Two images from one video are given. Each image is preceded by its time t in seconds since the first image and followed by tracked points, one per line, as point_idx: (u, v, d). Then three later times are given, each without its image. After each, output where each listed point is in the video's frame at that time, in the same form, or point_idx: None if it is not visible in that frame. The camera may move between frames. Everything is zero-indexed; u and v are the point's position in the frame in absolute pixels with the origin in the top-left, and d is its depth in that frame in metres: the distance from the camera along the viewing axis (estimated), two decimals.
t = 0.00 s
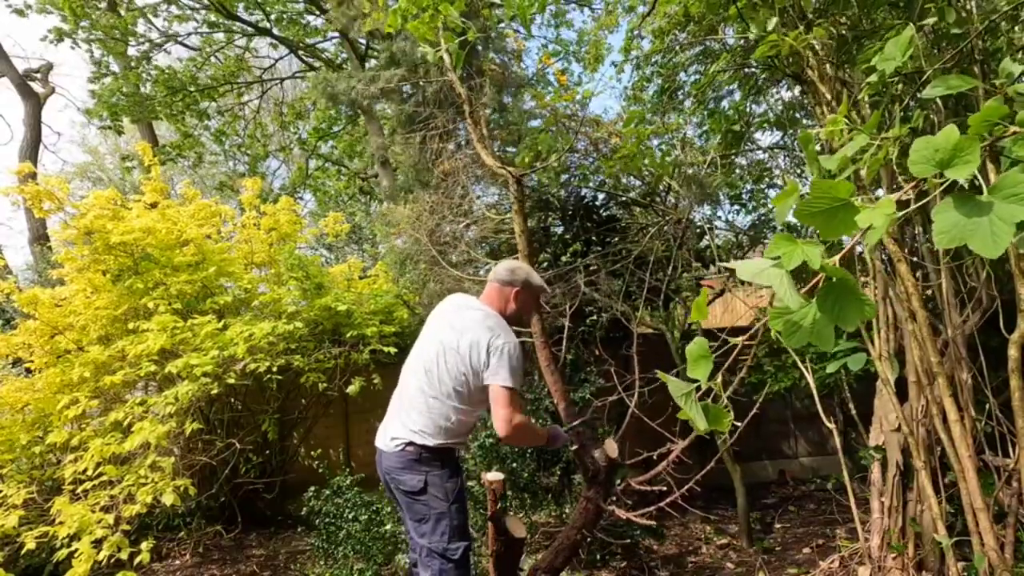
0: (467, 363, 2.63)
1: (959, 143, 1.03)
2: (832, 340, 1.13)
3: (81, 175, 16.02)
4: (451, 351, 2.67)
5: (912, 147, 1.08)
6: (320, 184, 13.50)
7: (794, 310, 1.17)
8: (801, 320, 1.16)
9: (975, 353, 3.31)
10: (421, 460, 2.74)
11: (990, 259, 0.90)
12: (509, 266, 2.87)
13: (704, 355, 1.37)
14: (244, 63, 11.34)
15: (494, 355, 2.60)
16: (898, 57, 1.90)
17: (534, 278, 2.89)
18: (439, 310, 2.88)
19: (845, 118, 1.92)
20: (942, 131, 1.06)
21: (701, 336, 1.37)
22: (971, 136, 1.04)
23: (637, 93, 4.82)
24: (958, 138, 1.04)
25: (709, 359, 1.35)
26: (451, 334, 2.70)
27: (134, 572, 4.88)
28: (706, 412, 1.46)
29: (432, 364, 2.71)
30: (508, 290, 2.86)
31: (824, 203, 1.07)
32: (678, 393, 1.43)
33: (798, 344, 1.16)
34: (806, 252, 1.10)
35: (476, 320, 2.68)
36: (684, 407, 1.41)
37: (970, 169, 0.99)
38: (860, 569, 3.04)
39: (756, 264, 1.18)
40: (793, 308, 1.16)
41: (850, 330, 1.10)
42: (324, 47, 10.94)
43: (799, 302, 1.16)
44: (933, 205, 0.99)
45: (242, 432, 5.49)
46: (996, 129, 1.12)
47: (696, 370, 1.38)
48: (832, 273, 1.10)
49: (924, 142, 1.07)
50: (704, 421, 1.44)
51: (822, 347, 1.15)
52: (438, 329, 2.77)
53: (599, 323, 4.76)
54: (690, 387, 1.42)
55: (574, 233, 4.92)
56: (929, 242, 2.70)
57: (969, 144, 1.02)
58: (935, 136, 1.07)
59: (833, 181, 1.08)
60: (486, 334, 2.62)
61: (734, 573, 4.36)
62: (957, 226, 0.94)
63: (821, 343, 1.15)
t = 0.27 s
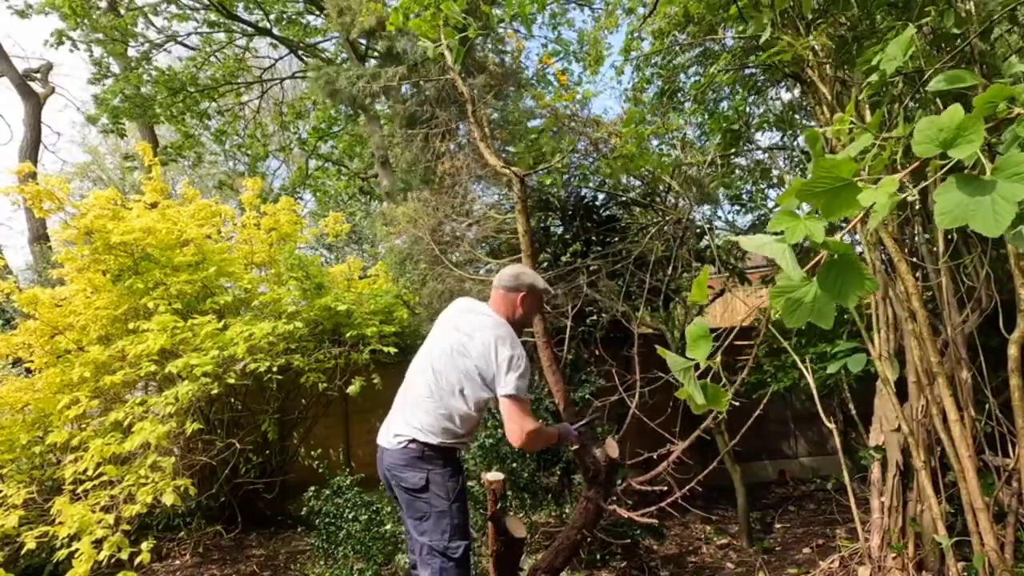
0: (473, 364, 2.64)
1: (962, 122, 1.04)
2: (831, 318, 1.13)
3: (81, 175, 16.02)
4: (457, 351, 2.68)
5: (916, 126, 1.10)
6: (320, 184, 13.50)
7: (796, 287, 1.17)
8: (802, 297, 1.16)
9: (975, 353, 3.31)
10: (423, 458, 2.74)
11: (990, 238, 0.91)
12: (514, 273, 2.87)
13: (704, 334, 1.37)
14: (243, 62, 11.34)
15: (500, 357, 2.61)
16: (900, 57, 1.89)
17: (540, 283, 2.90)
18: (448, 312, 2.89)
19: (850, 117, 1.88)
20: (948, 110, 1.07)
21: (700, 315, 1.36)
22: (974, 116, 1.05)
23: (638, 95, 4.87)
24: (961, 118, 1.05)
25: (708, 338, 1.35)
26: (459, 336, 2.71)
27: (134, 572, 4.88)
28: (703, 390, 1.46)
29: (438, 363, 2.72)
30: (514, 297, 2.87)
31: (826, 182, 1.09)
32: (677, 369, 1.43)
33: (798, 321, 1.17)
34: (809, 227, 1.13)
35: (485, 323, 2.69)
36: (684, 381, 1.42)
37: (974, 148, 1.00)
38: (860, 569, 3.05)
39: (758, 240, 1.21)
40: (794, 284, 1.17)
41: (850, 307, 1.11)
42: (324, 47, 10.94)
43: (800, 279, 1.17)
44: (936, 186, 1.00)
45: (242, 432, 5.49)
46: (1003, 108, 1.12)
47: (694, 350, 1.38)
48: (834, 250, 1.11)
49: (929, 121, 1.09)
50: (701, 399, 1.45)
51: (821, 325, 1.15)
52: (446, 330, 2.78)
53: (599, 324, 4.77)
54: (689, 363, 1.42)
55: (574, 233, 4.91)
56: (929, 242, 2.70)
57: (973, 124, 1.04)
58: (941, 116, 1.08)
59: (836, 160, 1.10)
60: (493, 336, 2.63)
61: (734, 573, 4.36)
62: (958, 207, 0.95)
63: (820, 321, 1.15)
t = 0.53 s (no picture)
0: (472, 363, 2.64)
1: (968, 106, 1.06)
2: (832, 302, 1.14)
3: (81, 175, 16.03)
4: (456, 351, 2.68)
5: (922, 111, 1.12)
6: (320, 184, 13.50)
7: (797, 271, 1.18)
8: (804, 281, 1.17)
9: (975, 353, 3.31)
10: (423, 458, 2.74)
11: (994, 221, 0.93)
12: (511, 265, 2.88)
13: (706, 319, 1.38)
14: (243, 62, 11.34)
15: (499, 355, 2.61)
16: (901, 57, 1.89)
17: (535, 276, 2.91)
18: (443, 310, 2.88)
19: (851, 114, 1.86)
20: (954, 96, 1.09)
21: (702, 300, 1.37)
22: (981, 99, 1.07)
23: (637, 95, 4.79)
24: (968, 102, 1.07)
25: (708, 323, 1.37)
26: (456, 334, 2.70)
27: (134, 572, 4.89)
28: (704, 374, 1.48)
29: (437, 363, 2.71)
30: (512, 288, 2.87)
31: (829, 167, 1.10)
32: (677, 351, 1.44)
33: (798, 305, 1.17)
34: (812, 209, 1.14)
35: (481, 321, 2.69)
36: (684, 364, 1.44)
37: (978, 133, 1.02)
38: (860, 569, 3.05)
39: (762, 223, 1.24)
40: (795, 268, 1.17)
41: (851, 291, 1.12)
42: (324, 47, 10.94)
43: (801, 262, 1.18)
44: (941, 170, 1.02)
45: (242, 432, 5.49)
46: (1008, 92, 1.13)
47: (694, 335, 1.40)
48: (836, 233, 1.11)
49: (935, 105, 1.10)
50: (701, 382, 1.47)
51: (822, 309, 1.16)
52: (443, 329, 2.77)
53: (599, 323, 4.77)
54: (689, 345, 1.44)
55: (574, 233, 4.90)
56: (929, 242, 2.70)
57: (978, 108, 1.05)
58: (947, 101, 1.10)
59: (840, 146, 1.11)
60: (492, 335, 2.63)
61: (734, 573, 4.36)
62: (962, 191, 0.97)
63: (821, 306, 1.16)
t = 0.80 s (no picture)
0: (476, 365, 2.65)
1: (968, 104, 1.05)
2: (834, 300, 1.15)
3: (80, 175, 15.98)
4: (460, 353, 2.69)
5: (922, 109, 1.10)
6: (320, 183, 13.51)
7: (799, 269, 1.18)
8: (806, 278, 1.17)
9: (975, 353, 3.31)
10: (425, 460, 2.74)
11: (996, 220, 0.93)
12: (507, 270, 2.88)
13: (707, 318, 1.38)
14: (243, 62, 11.34)
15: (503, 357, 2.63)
16: (901, 55, 1.89)
17: (533, 278, 2.92)
18: (446, 313, 2.89)
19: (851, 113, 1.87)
20: (954, 92, 1.07)
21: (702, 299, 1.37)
22: (981, 96, 1.05)
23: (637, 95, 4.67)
24: (968, 99, 1.06)
25: (709, 323, 1.37)
26: (460, 337, 2.71)
27: (134, 572, 4.89)
28: (705, 374, 1.48)
29: (440, 365, 2.72)
30: (513, 293, 2.86)
31: (830, 166, 1.09)
32: (677, 351, 1.44)
33: (800, 305, 1.17)
34: (815, 207, 1.12)
35: (486, 324, 2.71)
36: (684, 364, 1.43)
37: (978, 131, 1.01)
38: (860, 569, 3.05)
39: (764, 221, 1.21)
40: (796, 267, 1.18)
41: (855, 289, 1.12)
42: (324, 47, 10.95)
43: (802, 261, 1.18)
44: (942, 168, 1.02)
45: (242, 432, 5.49)
46: (1007, 90, 1.12)
47: (693, 336, 1.40)
48: (839, 231, 1.11)
49: (935, 103, 1.09)
50: (702, 382, 1.46)
51: (825, 308, 1.16)
52: (447, 331, 2.78)
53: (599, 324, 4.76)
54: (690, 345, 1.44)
55: (574, 233, 4.85)
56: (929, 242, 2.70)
57: (978, 105, 1.04)
58: (947, 98, 1.08)
59: (840, 143, 1.10)
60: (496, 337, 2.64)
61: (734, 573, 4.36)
62: (964, 189, 0.97)
63: (824, 304, 1.16)
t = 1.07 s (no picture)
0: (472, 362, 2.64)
1: (970, 105, 1.05)
2: (832, 301, 1.14)
3: (81, 175, 15.97)
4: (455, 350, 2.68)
5: (923, 109, 1.10)
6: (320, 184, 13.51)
7: (798, 269, 1.18)
8: (805, 279, 1.17)
9: (975, 353, 3.32)
10: (426, 460, 2.74)
11: (996, 221, 0.93)
12: (503, 261, 2.88)
13: (705, 317, 1.38)
14: (243, 62, 11.34)
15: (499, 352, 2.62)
16: (899, 57, 1.90)
17: (528, 271, 2.92)
18: (440, 310, 2.88)
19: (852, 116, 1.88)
20: (956, 93, 1.07)
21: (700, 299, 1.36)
22: (983, 97, 1.05)
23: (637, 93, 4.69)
24: (970, 101, 1.05)
25: (707, 322, 1.37)
26: (455, 334, 2.71)
27: (134, 572, 4.89)
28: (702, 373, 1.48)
29: (437, 363, 2.71)
30: (507, 284, 2.87)
31: (830, 166, 1.12)
32: (676, 349, 1.44)
33: (798, 304, 1.17)
34: (813, 208, 1.11)
35: (479, 320, 2.70)
36: (683, 362, 1.44)
37: (979, 132, 1.01)
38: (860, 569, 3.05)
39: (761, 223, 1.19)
40: (795, 267, 1.17)
41: (852, 289, 1.12)
42: (324, 47, 10.96)
43: (800, 261, 1.17)
44: (943, 169, 1.02)
45: (242, 432, 5.49)
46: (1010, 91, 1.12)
47: (693, 335, 1.40)
48: (838, 231, 1.10)
49: (936, 104, 1.09)
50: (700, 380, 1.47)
51: (823, 308, 1.16)
52: (442, 328, 2.78)
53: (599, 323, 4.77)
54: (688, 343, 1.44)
55: (574, 233, 4.84)
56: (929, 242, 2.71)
57: (980, 106, 1.04)
58: (949, 99, 1.08)
59: (841, 144, 1.12)
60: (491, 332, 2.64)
61: (734, 573, 4.36)
62: (964, 190, 0.98)
63: (821, 304, 1.16)
